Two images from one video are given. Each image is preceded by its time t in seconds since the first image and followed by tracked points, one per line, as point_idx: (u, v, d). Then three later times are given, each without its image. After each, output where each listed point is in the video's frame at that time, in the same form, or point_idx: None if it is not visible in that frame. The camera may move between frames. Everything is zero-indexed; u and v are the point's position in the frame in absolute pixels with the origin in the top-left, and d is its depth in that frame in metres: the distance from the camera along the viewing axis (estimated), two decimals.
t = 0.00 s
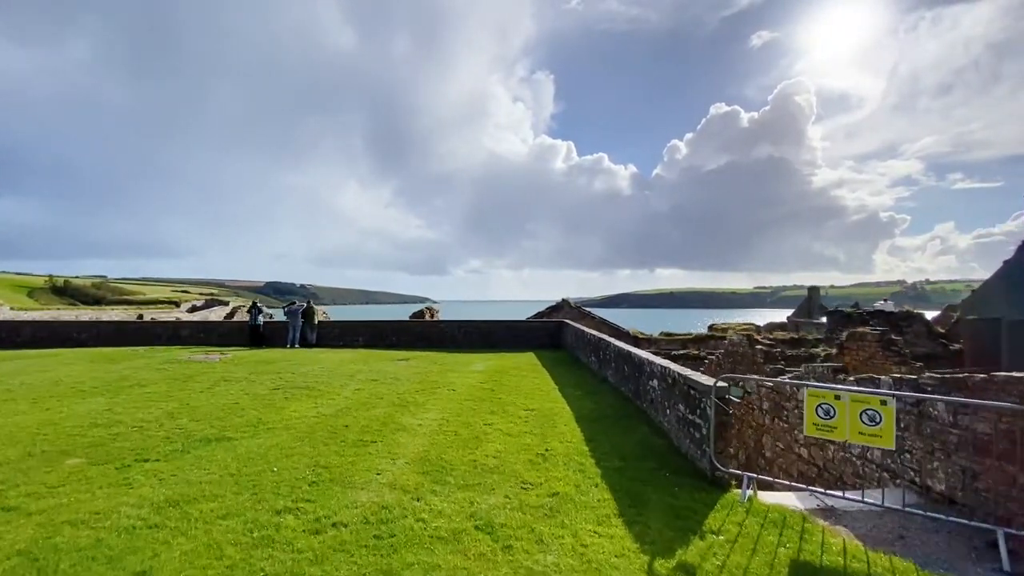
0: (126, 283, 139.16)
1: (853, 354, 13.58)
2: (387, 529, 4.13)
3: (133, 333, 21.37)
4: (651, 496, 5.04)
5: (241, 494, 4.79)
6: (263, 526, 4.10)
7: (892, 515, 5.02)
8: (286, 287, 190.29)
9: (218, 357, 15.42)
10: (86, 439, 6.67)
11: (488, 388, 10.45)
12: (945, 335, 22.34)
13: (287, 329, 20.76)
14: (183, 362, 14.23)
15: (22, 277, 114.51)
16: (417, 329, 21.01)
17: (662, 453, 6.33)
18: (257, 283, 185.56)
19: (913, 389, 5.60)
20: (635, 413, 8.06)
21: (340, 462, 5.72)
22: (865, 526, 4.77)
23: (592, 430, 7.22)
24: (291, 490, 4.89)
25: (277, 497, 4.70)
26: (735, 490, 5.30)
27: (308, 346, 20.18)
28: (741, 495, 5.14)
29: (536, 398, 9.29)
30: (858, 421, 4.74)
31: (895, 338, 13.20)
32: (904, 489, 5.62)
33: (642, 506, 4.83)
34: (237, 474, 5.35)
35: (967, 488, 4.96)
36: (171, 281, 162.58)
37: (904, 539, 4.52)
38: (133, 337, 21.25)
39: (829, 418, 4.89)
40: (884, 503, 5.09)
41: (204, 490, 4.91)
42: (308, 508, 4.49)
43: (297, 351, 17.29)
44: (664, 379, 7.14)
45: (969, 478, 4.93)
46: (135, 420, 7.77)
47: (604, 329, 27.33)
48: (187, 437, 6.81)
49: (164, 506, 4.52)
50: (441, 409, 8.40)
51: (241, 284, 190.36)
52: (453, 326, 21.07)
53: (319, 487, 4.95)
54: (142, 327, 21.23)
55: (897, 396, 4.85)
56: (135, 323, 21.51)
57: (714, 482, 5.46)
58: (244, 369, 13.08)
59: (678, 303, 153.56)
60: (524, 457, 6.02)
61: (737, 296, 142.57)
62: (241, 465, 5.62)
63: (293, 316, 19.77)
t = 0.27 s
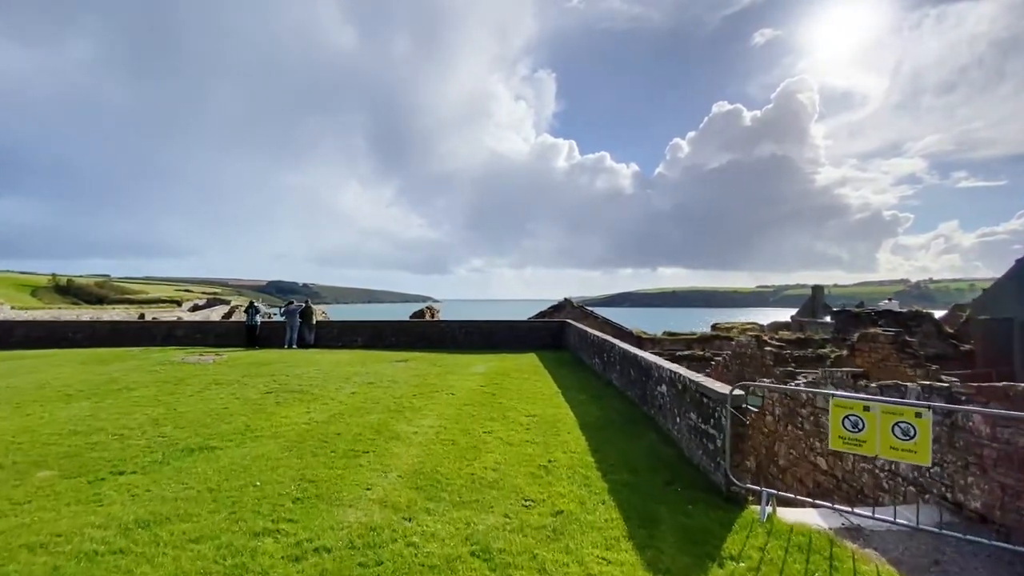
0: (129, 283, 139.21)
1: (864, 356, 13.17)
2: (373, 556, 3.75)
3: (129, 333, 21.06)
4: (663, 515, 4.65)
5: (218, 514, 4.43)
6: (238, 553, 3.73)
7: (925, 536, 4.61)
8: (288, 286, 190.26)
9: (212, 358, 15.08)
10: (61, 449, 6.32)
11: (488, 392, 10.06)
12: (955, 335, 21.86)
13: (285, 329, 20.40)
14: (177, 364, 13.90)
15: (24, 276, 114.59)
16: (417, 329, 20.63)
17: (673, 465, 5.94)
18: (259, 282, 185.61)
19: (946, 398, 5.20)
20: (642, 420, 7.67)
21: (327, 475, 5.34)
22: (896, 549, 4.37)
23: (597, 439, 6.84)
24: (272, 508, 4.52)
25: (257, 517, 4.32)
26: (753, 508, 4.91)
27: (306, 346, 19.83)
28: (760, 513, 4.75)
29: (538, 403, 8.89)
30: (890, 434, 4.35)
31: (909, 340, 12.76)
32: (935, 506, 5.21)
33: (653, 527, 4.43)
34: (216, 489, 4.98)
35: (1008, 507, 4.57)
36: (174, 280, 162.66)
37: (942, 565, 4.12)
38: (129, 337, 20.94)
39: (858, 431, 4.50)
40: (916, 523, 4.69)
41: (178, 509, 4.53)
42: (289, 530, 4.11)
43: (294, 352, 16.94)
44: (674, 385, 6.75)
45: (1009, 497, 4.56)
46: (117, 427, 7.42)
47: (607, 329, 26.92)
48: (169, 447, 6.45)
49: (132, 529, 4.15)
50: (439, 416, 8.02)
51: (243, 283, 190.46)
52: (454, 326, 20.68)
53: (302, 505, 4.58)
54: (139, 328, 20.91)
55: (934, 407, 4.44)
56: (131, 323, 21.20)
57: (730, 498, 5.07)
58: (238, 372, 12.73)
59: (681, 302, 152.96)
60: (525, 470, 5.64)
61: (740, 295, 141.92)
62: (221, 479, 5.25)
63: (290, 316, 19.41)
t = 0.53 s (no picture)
0: (129, 282, 139.13)
1: (874, 357, 12.85)
2: None
3: (122, 334, 20.72)
4: (669, 534, 4.27)
5: (183, 533, 4.07)
6: None
7: (954, 558, 4.21)
8: (289, 286, 190.20)
9: (203, 359, 14.72)
10: (27, 458, 5.95)
11: (485, 395, 9.69)
12: (963, 336, 21.47)
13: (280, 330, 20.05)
14: (167, 365, 13.56)
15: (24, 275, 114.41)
16: (414, 329, 20.27)
17: (679, 477, 5.56)
18: (260, 282, 185.46)
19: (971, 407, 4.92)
20: (646, 426, 7.29)
21: (308, 488, 4.97)
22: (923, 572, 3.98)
23: (599, 447, 6.46)
24: (243, 527, 4.16)
25: (225, 537, 3.97)
26: (765, 525, 4.51)
27: (302, 347, 19.47)
28: (773, 532, 4.36)
29: (537, 407, 8.52)
30: (918, 446, 3.95)
31: (921, 340, 12.34)
32: (959, 521, 4.83)
33: (659, 548, 4.04)
34: (185, 503, 4.63)
35: None
36: (174, 280, 162.56)
37: None
38: (122, 337, 20.60)
39: (882, 442, 4.12)
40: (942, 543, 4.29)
41: (142, 527, 4.17)
42: (259, 552, 3.75)
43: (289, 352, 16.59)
44: (679, 390, 6.38)
45: None
46: (93, 434, 7.06)
47: (607, 329, 26.57)
48: (143, 456, 6.09)
49: (87, 552, 3.80)
50: (432, 421, 7.64)
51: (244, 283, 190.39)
52: (452, 327, 20.33)
53: (276, 523, 4.22)
54: (133, 329, 20.58)
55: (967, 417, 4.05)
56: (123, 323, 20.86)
57: (740, 514, 4.68)
58: (229, 373, 12.38)
59: (682, 301, 152.51)
60: (521, 481, 5.26)
61: (741, 294, 141.48)
62: (193, 492, 4.90)
63: (286, 316, 19.06)
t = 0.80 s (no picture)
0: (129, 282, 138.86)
1: (881, 357, 12.50)
2: None
3: (113, 334, 20.35)
4: (669, 554, 3.89)
5: (133, 554, 3.70)
6: None
7: None
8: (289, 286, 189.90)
9: (192, 360, 14.34)
10: None
11: (478, 397, 9.30)
12: (971, 335, 21.00)
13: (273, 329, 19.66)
14: (153, 366, 13.18)
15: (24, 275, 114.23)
16: (410, 329, 19.87)
17: (682, 488, 5.16)
18: (260, 281, 185.17)
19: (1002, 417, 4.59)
20: (646, 432, 6.89)
21: (278, 502, 4.59)
22: None
23: (595, 455, 6.07)
24: (200, 547, 3.78)
25: (178, 560, 3.59)
26: (774, 543, 4.13)
27: (295, 347, 19.09)
28: (783, 551, 3.97)
29: (531, 410, 8.13)
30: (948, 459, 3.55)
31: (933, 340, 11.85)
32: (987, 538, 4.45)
33: (657, 571, 3.66)
34: (142, 519, 4.25)
35: None
36: (174, 279, 162.31)
37: None
38: (113, 337, 20.24)
39: (906, 454, 3.74)
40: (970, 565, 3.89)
41: (89, 548, 3.80)
42: None
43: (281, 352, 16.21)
44: (680, 393, 6.00)
45: None
46: (61, 439, 6.69)
47: (607, 328, 26.15)
48: (108, 464, 5.71)
49: None
50: (420, 425, 7.26)
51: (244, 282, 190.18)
52: (448, 326, 19.93)
53: (237, 542, 3.84)
54: (123, 328, 20.21)
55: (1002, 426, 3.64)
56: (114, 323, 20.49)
57: (746, 531, 4.30)
58: (216, 374, 12.00)
59: (683, 301, 152.02)
60: (510, 493, 4.88)
61: (742, 293, 140.95)
62: (152, 505, 4.52)
63: (278, 315, 18.67)
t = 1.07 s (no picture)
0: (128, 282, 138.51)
1: (890, 360, 12.14)
2: None
3: (103, 335, 19.95)
4: None
5: None
6: None
7: None
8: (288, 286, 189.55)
9: (180, 362, 13.93)
10: None
11: (473, 402, 8.90)
12: (978, 336, 20.59)
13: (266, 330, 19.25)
14: (139, 369, 12.78)
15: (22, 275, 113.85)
16: (406, 330, 19.46)
17: (689, 505, 4.76)
18: (260, 281, 184.71)
19: None
20: (649, 441, 6.49)
21: (247, 523, 4.19)
22: None
23: (595, 467, 5.67)
24: None
25: None
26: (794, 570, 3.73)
27: (289, 349, 18.68)
28: None
29: (529, 417, 7.73)
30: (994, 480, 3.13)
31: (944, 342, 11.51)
32: None
33: None
34: (94, 544, 3.87)
35: None
36: (174, 279, 161.97)
37: None
38: (103, 338, 19.83)
39: (944, 475, 3.33)
40: None
41: None
42: None
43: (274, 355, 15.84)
44: (686, 400, 5.61)
45: None
46: (27, 448, 6.30)
47: (607, 329, 25.75)
48: (71, 478, 5.32)
49: None
50: (410, 434, 6.86)
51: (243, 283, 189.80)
52: (445, 327, 19.53)
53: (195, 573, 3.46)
54: (114, 329, 19.82)
55: None
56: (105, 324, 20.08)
57: (762, 555, 3.89)
58: (203, 378, 11.62)
59: (683, 301, 151.59)
60: (502, 512, 4.47)
61: (743, 293, 140.51)
62: (108, 528, 4.14)
63: (272, 315, 18.27)
